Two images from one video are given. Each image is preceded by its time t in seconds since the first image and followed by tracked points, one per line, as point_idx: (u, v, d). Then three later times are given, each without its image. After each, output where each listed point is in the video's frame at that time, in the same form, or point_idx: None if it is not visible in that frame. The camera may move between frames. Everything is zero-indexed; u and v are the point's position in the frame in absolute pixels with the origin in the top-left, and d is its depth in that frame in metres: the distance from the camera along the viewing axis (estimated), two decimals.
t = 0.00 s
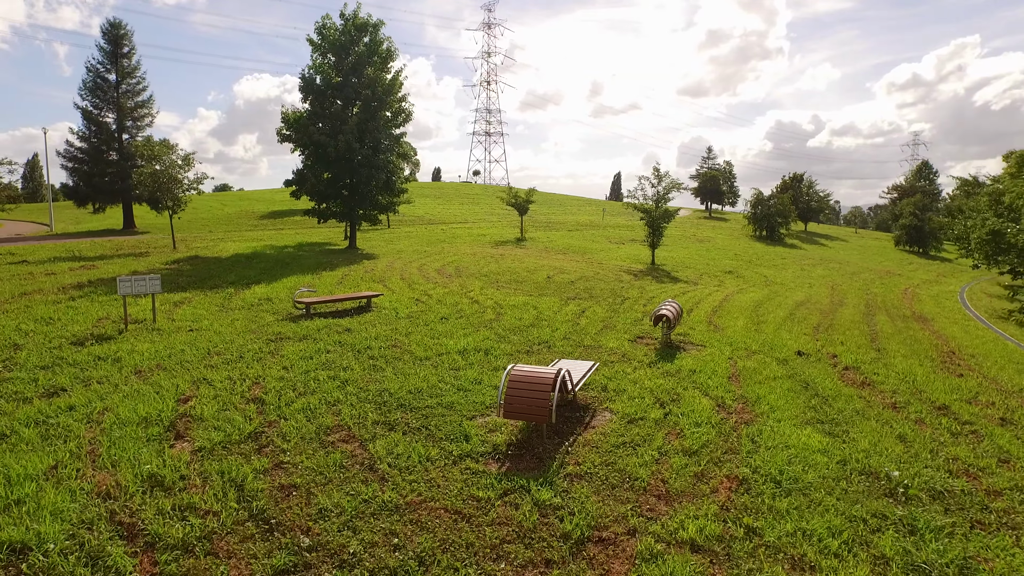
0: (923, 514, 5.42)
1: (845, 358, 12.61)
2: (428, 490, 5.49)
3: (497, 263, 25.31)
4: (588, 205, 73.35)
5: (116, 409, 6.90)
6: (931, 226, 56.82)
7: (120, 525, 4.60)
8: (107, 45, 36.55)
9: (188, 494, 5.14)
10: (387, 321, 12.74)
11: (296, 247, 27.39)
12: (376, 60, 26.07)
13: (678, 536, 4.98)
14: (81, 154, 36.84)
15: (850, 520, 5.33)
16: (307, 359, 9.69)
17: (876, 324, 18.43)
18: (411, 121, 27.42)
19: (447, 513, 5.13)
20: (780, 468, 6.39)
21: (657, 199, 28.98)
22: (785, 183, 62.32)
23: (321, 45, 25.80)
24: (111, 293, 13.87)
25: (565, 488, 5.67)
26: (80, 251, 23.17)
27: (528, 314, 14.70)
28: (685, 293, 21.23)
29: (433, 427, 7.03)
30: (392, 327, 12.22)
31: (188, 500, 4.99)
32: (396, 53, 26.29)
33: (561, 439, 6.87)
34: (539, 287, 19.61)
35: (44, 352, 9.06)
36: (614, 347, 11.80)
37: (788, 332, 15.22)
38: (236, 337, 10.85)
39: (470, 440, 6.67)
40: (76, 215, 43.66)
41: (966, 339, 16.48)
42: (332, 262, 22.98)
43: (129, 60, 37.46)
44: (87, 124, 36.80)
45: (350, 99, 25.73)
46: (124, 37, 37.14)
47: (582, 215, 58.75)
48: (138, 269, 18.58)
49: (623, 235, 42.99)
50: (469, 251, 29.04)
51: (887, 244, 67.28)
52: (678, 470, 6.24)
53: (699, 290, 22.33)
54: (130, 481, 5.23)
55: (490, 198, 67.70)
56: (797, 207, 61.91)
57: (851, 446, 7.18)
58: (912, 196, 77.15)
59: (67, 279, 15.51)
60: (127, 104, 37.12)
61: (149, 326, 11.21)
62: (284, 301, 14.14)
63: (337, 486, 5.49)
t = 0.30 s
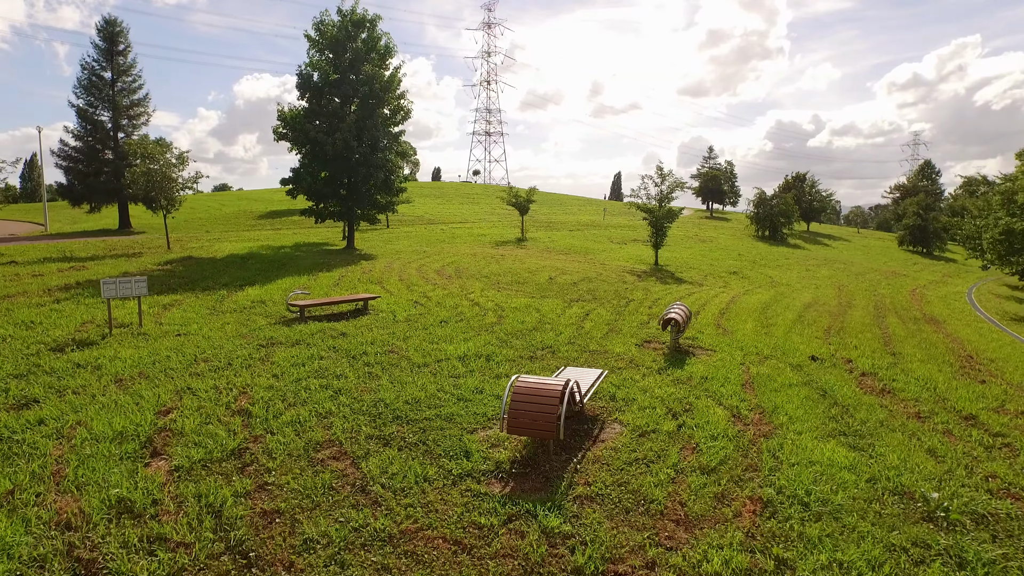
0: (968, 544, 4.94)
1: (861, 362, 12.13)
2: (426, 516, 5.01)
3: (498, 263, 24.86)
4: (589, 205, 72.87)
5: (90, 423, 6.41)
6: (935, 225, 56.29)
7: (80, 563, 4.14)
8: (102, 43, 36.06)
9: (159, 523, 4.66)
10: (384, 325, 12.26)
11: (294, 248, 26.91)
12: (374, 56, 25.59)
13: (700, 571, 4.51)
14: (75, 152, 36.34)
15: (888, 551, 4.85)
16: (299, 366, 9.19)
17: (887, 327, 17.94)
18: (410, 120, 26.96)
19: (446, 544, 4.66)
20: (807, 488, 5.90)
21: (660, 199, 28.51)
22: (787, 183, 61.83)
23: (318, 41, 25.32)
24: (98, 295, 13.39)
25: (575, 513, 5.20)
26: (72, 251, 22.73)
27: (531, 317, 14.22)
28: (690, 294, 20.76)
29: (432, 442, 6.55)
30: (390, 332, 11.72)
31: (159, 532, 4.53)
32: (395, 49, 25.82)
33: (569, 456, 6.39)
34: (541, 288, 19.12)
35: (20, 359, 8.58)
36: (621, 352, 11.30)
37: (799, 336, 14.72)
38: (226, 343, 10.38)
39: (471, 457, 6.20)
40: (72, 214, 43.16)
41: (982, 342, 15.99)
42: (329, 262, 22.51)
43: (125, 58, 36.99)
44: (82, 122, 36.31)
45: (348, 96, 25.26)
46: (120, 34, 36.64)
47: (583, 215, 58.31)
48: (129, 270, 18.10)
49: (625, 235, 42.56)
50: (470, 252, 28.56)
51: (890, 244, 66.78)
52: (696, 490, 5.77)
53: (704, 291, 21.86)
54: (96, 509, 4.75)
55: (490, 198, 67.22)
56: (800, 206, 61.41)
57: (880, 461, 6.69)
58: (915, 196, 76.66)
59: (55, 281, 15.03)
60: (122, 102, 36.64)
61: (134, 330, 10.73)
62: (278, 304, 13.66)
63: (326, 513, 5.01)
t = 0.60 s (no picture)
0: None
1: (877, 374, 11.64)
2: (422, 566, 4.55)
3: (498, 267, 24.38)
4: (590, 205, 72.33)
5: (58, 452, 5.91)
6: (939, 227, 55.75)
7: None
8: (98, 42, 35.54)
9: None
10: (381, 335, 11.77)
11: (291, 251, 26.43)
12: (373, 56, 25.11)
13: None
14: (70, 153, 35.80)
15: None
16: (289, 382, 8.70)
17: (899, 333, 17.45)
18: (409, 121, 26.47)
19: None
20: (837, 527, 5.42)
21: (664, 201, 28.01)
22: (790, 184, 61.31)
23: (315, 41, 24.82)
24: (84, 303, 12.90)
25: (585, 560, 4.74)
26: (63, 255, 22.24)
27: (532, 326, 13.73)
28: (695, 300, 20.27)
29: (429, 473, 6.08)
30: (386, 343, 11.24)
31: None
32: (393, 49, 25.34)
33: (577, 487, 5.92)
34: (543, 294, 18.62)
35: None
36: (628, 365, 10.82)
37: (810, 345, 14.23)
38: (214, 356, 9.89)
39: (471, 491, 5.72)
40: (67, 215, 42.65)
41: (998, 350, 15.49)
42: (326, 266, 22.05)
43: (121, 57, 36.48)
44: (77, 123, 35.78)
45: (345, 96, 24.77)
46: (116, 33, 36.13)
47: (584, 216, 57.82)
48: (119, 275, 17.62)
49: (627, 237, 42.07)
50: (470, 255, 28.08)
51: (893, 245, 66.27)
52: (717, 530, 5.29)
53: (709, 296, 21.36)
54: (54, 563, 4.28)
55: (490, 199, 66.69)
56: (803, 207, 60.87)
57: (911, 490, 6.22)
58: (918, 196, 76.13)
59: (40, 288, 14.53)
60: (118, 102, 36.13)
61: (118, 342, 10.24)
62: (270, 313, 13.16)
63: (313, 562, 4.54)
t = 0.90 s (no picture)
0: None
1: (894, 391, 11.14)
2: None
3: (499, 273, 23.89)
4: (591, 206, 71.76)
5: (17, 496, 5.39)
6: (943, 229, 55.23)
7: None
8: (92, 42, 35.02)
9: None
10: (376, 351, 11.26)
11: (287, 256, 25.95)
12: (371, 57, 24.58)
13: None
14: (63, 155, 35.25)
15: None
16: (277, 407, 8.19)
17: (911, 343, 16.94)
18: (407, 123, 25.95)
19: None
20: None
21: (667, 204, 27.50)
22: (792, 185, 60.76)
23: (312, 41, 24.30)
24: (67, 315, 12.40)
25: None
26: (53, 260, 21.69)
27: (534, 339, 13.23)
28: (700, 307, 19.77)
29: (425, 518, 5.60)
30: (382, 360, 10.74)
31: None
32: (391, 50, 24.81)
33: (585, 535, 5.45)
34: (545, 302, 18.12)
35: None
36: (635, 384, 10.31)
37: (822, 358, 13.71)
38: (200, 375, 9.39)
39: (471, 540, 5.25)
40: (61, 218, 42.08)
41: (1015, 361, 14.98)
42: (323, 273, 21.56)
43: (115, 58, 35.97)
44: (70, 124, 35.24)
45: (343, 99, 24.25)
46: (111, 34, 35.61)
47: (585, 218, 57.29)
48: (108, 283, 17.10)
49: (628, 239, 41.54)
50: (470, 260, 27.60)
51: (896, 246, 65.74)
52: None
53: (715, 304, 20.87)
54: None
55: (490, 200, 66.16)
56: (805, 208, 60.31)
57: (948, 535, 5.73)
58: (921, 197, 75.54)
59: (23, 298, 14.01)
60: (112, 103, 35.61)
61: (99, 360, 9.73)
62: (262, 325, 12.67)
63: None
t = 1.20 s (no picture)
0: None
1: (914, 412, 10.62)
2: None
3: (499, 280, 23.41)
4: (591, 208, 71.18)
5: None
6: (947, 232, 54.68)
7: None
8: (86, 44, 34.51)
9: None
10: (371, 372, 10.76)
11: (283, 263, 25.46)
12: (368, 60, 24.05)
13: None
14: (56, 158, 34.69)
15: None
16: (262, 440, 7.67)
17: (924, 355, 16.42)
18: (406, 127, 25.42)
19: None
20: None
21: (671, 210, 26.97)
22: (795, 187, 60.21)
23: (308, 43, 23.77)
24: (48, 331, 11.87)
25: None
26: (41, 268, 21.14)
27: (537, 355, 12.73)
28: (706, 317, 19.27)
29: None
30: (377, 382, 10.22)
31: None
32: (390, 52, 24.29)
33: None
34: (546, 312, 17.61)
35: None
36: (644, 408, 9.77)
37: (836, 374, 13.19)
38: (183, 400, 8.86)
39: None
40: (55, 220, 41.45)
41: None
42: (319, 281, 21.07)
43: (110, 60, 35.46)
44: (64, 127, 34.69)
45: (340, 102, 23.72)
46: (105, 35, 35.09)
47: (586, 221, 56.73)
48: (96, 293, 16.57)
49: (630, 243, 40.99)
50: (469, 266, 27.10)
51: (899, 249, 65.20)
52: None
53: (721, 313, 20.36)
54: None
55: (490, 202, 65.64)
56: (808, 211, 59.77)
57: None
58: (924, 200, 75.02)
59: (5, 312, 13.48)
60: (107, 106, 35.11)
61: (76, 383, 9.18)
62: (253, 342, 12.16)
63: None
